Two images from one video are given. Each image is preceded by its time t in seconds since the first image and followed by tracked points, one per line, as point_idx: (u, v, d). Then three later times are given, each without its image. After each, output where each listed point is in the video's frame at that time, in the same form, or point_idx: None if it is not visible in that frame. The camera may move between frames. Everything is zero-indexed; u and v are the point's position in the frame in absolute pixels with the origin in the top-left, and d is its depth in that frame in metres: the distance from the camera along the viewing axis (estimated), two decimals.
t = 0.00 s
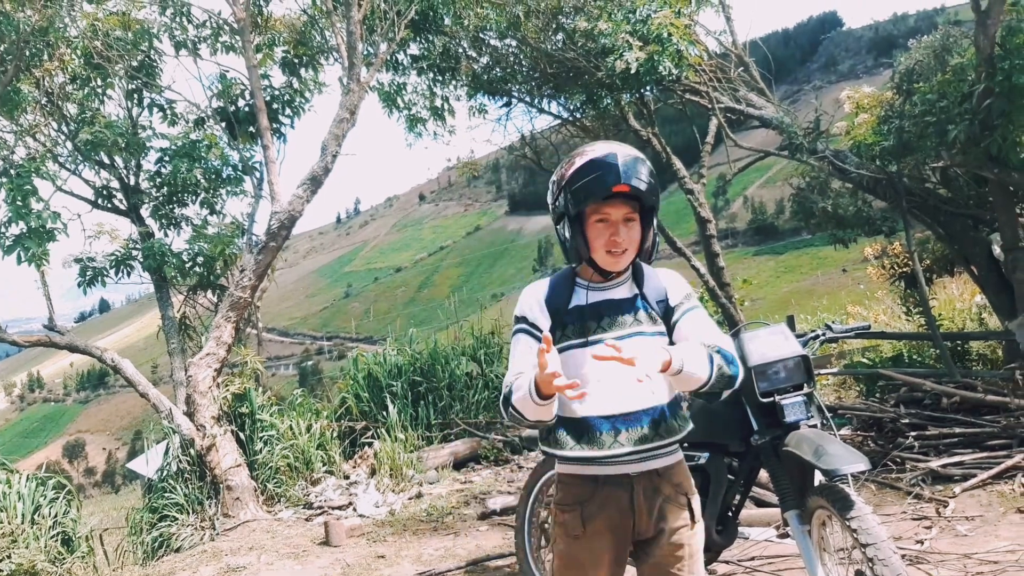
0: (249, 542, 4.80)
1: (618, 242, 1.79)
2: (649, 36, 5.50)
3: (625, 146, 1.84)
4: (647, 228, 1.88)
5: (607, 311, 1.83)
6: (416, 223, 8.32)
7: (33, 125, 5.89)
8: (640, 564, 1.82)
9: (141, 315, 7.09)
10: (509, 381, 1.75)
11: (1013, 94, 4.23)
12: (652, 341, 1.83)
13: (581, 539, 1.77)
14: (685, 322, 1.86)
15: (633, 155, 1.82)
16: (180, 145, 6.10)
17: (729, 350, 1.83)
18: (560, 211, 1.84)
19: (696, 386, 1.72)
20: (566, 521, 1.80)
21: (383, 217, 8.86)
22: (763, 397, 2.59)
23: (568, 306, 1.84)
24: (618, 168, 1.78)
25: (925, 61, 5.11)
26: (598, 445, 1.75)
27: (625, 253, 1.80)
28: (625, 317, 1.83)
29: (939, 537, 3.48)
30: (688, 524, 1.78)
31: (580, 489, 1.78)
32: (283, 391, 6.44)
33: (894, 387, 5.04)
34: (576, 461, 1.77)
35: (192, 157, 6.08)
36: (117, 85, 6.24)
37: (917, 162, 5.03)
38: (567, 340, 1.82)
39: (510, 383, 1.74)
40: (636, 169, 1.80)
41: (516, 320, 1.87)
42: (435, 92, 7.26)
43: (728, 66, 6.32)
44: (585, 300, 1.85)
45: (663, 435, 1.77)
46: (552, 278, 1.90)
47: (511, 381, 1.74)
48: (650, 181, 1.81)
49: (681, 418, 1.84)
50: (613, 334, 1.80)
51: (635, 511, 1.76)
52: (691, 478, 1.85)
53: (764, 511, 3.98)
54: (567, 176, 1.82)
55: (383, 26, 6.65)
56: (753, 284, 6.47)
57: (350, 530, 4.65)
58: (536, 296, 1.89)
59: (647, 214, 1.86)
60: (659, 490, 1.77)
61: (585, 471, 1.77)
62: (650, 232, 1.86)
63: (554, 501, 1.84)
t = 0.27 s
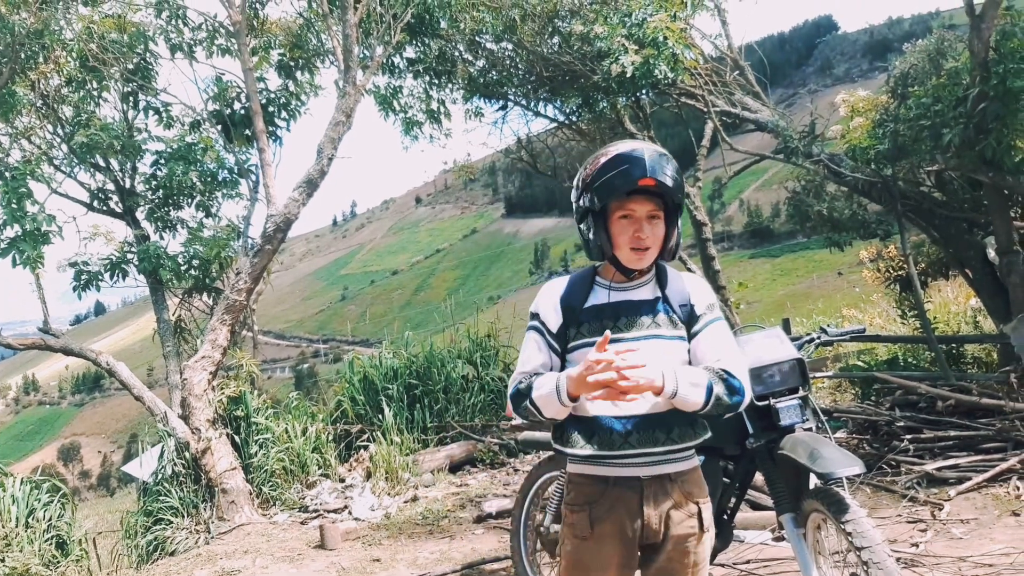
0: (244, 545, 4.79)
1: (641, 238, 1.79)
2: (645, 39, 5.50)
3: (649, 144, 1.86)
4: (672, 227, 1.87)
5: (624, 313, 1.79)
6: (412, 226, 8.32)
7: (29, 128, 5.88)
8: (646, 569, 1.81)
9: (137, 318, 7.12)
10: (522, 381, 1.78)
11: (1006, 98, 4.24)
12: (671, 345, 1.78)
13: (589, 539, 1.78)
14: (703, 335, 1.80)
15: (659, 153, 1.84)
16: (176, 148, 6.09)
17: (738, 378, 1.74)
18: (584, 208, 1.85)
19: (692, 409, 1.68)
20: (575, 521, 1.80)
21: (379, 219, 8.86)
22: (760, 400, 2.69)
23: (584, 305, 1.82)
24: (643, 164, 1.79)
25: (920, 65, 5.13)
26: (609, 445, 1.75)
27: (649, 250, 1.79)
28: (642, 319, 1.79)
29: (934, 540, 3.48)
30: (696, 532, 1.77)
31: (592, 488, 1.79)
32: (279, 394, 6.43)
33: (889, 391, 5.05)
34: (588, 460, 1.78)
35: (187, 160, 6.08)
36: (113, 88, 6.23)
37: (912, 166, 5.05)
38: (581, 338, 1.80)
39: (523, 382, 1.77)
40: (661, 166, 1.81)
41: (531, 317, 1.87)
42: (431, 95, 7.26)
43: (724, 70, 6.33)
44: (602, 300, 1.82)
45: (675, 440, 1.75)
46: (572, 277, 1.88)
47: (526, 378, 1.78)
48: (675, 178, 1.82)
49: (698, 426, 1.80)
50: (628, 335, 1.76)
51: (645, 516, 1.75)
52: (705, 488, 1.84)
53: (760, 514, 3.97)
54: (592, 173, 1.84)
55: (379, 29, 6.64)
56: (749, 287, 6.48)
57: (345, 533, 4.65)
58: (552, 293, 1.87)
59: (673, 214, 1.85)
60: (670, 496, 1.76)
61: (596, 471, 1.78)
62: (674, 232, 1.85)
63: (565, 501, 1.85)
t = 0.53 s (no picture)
0: (240, 546, 4.79)
1: (643, 235, 1.79)
2: (641, 40, 5.50)
3: (654, 141, 1.86)
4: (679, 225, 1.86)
5: (628, 314, 1.78)
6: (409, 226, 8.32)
7: (24, 128, 5.87)
8: (644, 569, 1.81)
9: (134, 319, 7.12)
10: (531, 373, 1.79)
11: (1003, 99, 4.25)
12: (674, 346, 1.76)
13: (586, 539, 1.79)
14: (710, 337, 1.77)
15: (663, 149, 1.84)
16: (172, 148, 6.09)
17: (748, 379, 1.72)
18: (588, 206, 1.87)
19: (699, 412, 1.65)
20: (573, 519, 1.81)
21: (376, 220, 8.86)
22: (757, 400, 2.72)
23: (589, 304, 1.83)
24: (643, 160, 1.80)
25: (916, 66, 5.14)
26: (606, 445, 1.76)
27: (652, 247, 1.79)
28: (646, 320, 1.78)
29: (931, 540, 3.49)
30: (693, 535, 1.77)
31: (589, 488, 1.79)
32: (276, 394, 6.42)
33: (886, 391, 5.05)
34: (586, 459, 1.79)
35: (183, 160, 6.07)
36: (109, 87, 6.22)
37: (908, 166, 5.05)
38: (586, 337, 1.80)
39: (532, 374, 1.78)
40: (664, 162, 1.81)
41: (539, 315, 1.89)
42: (428, 95, 7.26)
43: (720, 71, 6.34)
44: (607, 299, 1.82)
45: (673, 443, 1.74)
46: (580, 276, 1.88)
47: (531, 372, 1.79)
48: (679, 174, 1.81)
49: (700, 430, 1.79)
50: (631, 335, 1.76)
51: (641, 518, 1.75)
52: (709, 490, 1.82)
53: (756, 515, 3.97)
54: (595, 171, 1.86)
55: (376, 29, 6.62)
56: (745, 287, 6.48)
57: (341, 534, 4.64)
58: (560, 292, 1.88)
59: (679, 212, 1.85)
60: (668, 500, 1.75)
61: (594, 470, 1.78)
62: (680, 229, 1.85)
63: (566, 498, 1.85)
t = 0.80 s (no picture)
0: (234, 545, 4.77)
1: (636, 237, 1.79)
2: (638, 40, 5.50)
3: (646, 141, 1.86)
4: (672, 225, 1.86)
5: (624, 313, 1.79)
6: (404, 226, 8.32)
7: (18, 126, 5.83)
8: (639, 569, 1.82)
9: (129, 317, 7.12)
10: (526, 377, 1.79)
11: (998, 101, 4.25)
12: (669, 347, 1.76)
13: (582, 540, 1.79)
14: (702, 336, 1.75)
15: (654, 150, 1.83)
16: (167, 146, 6.07)
17: (729, 382, 1.69)
18: (582, 208, 1.88)
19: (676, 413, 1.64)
20: (569, 521, 1.81)
21: (371, 219, 8.86)
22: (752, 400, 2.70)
23: (586, 304, 1.83)
24: (633, 160, 1.80)
25: (912, 67, 5.15)
26: (599, 447, 1.76)
27: (644, 248, 1.79)
28: (642, 320, 1.78)
29: (924, 541, 3.50)
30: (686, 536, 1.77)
31: (584, 490, 1.80)
32: (270, 393, 6.41)
33: (880, 392, 5.06)
34: (581, 461, 1.80)
35: (179, 158, 6.05)
36: (104, 85, 6.20)
37: (903, 168, 5.06)
38: (582, 337, 1.81)
39: (528, 378, 1.78)
40: (655, 162, 1.81)
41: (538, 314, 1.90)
42: (424, 94, 7.24)
43: (716, 71, 6.34)
44: (604, 300, 1.83)
45: (665, 446, 1.74)
46: (576, 277, 1.89)
47: (527, 372, 1.80)
48: (670, 174, 1.81)
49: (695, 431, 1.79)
50: (626, 335, 1.76)
51: (637, 520, 1.75)
52: (703, 490, 1.82)
53: (751, 515, 3.98)
54: (588, 173, 1.87)
55: (372, 28, 6.59)
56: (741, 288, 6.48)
57: (336, 533, 4.63)
58: (558, 292, 1.89)
59: (673, 212, 1.84)
60: (663, 501, 1.75)
61: (589, 472, 1.79)
62: (673, 229, 1.84)
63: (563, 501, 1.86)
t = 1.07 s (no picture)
0: (231, 548, 4.76)
1: (630, 241, 1.79)
2: (636, 44, 5.50)
3: (636, 145, 1.87)
4: (666, 228, 1.86)
5: (625, 317, 1.79)
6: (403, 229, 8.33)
7: (16, 127, 5.83)
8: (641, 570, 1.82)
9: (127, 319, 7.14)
10: (529, 387, 1.78)
11: (995, 106, 4.26)
12: (670, 350, 1.77)
13: (585, 544, 1.78)
14: (703, 338, 1.77)
15: (645, 153, 1.84)
16: (166, 148, 6.07)
17: (737, 379, 1.70)
18: (576, 214, 1.88)
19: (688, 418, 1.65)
20: (572, 526, 1.80)
21: (370, 222, 8.87)
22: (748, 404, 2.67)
23: (586, 309, 1.83)
24: (624, 165, 1.80)
25: (909, 72, 5.16)
26: (603, 450, 1.76)
27: (639, 252, 1.79)
28: (642, 324, 1.78)
29: (921, 545, 3.50)
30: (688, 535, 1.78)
31: (586, 494, 1.79)
32: (267, 395, 6.40)
33: (877, 396, 5.07)
34: (584, 465, 1.79)
35: (177, 161, 6.06)
36: (103, 87, 6.20)
37: (901, 173, 5.07)
38: (582, 342, 1.81)
39: (532, 391, 1.77)
40: (646, 166, 1.81)
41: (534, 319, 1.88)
42: (423, 98, 7.24)
43: (715, 76, 6.36)
44: (603, 304, 1.82)
45: (669, 447, 1.75)
46: (572, 282, 1.88)
47: (530, 380, 1.79)
48: (662, 177, 1.81)
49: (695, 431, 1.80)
50: (627, 340, 1.77)
51: (640, 521, 1.75)
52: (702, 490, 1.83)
53: (747, 519, 3.98)
54: (580, 179, 1.87)
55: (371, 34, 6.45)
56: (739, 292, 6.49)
57: (333, 537, 4.62)
58: (555, 297, 1.88)
59: (666, 214, 1.85)
60: (666, 502, 1.75)
61: (592, 476, 1.78)
62: (667, 232, 1.85)
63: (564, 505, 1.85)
